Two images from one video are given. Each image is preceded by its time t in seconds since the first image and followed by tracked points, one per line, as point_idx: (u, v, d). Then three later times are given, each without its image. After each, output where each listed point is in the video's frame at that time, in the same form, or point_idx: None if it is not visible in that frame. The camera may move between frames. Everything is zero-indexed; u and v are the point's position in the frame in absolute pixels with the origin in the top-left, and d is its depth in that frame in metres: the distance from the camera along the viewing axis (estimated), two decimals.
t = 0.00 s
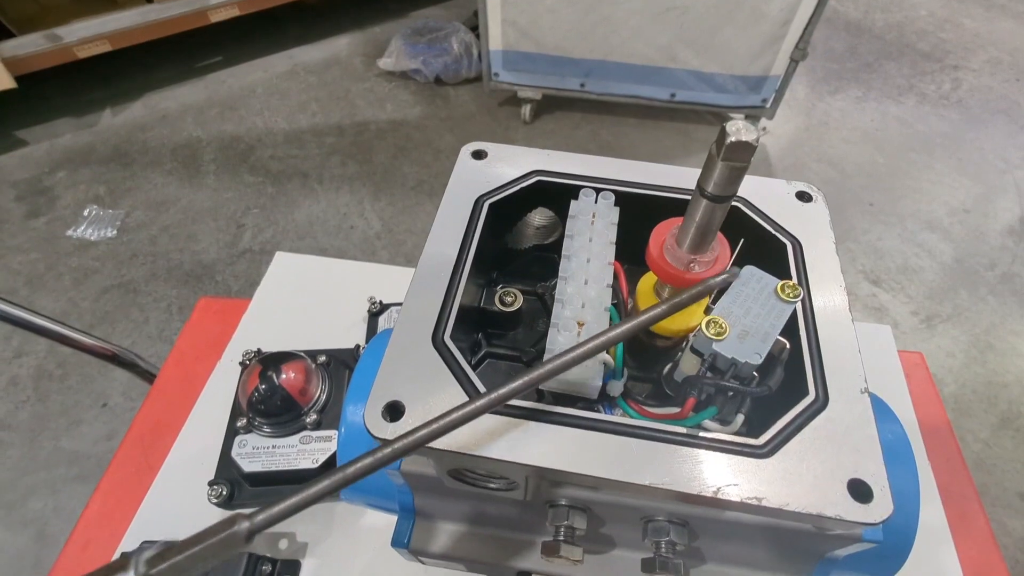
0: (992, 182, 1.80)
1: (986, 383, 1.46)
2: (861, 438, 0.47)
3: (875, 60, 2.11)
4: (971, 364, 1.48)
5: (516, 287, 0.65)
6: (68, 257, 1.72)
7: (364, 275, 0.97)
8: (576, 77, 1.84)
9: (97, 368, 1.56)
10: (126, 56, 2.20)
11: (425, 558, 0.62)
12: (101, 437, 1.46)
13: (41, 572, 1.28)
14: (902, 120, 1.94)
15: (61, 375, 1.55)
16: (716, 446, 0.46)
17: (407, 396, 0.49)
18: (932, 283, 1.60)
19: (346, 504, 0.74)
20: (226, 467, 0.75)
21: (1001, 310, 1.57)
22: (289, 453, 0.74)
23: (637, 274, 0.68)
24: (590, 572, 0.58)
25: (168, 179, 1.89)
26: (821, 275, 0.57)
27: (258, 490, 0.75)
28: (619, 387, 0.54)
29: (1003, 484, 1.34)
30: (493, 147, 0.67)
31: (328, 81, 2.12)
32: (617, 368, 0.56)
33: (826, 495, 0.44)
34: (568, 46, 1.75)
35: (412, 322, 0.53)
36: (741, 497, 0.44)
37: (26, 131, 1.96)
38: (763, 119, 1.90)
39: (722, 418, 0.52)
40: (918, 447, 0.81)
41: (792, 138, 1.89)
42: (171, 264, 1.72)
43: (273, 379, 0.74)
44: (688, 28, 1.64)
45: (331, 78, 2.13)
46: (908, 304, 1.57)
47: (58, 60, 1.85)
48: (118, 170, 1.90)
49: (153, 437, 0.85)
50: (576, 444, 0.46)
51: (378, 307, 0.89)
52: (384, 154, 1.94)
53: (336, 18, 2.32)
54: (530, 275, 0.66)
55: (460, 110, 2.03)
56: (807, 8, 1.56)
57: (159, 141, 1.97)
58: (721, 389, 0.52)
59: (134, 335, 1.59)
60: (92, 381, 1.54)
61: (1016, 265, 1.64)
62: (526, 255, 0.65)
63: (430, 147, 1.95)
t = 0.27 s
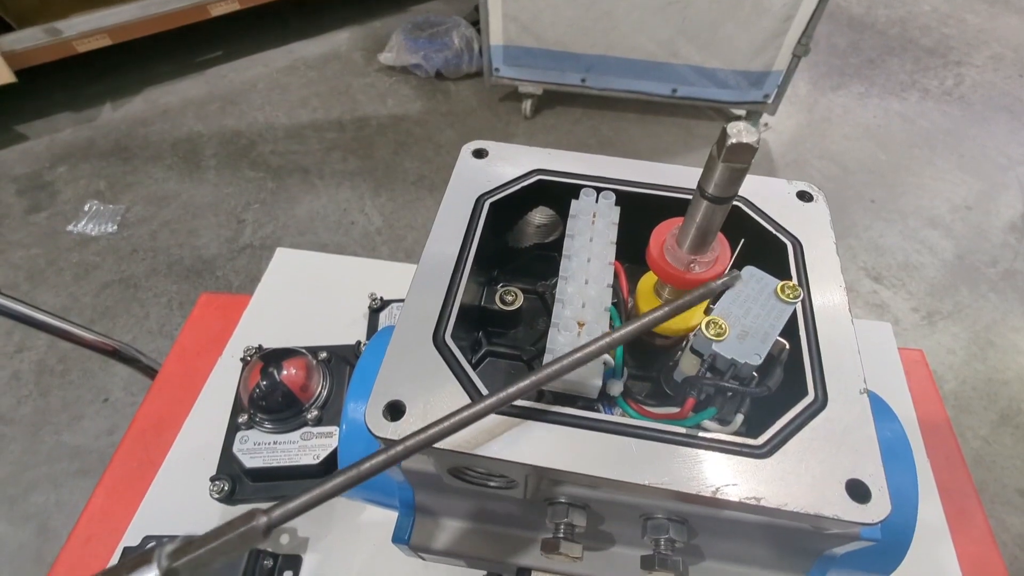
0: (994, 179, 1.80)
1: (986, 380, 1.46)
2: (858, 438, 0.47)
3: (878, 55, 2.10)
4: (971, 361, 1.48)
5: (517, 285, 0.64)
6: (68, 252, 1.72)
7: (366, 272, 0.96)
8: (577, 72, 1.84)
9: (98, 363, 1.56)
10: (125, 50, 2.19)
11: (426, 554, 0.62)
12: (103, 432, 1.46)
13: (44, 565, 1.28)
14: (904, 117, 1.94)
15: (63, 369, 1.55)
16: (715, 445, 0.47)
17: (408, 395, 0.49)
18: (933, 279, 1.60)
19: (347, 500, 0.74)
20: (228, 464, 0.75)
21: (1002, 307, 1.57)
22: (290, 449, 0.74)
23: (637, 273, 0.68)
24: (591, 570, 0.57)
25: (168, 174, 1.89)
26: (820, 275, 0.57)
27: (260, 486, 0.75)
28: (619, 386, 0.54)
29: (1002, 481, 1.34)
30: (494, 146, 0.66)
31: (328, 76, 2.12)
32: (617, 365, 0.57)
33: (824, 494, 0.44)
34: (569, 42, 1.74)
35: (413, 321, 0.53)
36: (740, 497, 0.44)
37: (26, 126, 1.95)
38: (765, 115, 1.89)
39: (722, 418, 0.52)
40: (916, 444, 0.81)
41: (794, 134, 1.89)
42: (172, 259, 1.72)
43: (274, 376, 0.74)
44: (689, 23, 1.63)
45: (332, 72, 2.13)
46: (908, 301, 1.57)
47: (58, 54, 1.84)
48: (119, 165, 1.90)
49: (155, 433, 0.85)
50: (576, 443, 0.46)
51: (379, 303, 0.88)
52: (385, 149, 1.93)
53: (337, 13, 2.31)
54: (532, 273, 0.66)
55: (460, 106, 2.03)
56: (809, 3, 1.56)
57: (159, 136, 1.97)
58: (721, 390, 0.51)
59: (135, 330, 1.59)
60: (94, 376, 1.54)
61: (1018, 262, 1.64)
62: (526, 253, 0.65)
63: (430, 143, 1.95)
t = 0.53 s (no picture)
0: (996, 176, 1.79)
1: (985, 377, 1.46)
2: (859, 433, 0.47)
3: (880, 51, 2.09)
4: (971, 358, 1.49)
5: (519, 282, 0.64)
6: (69, 248, 1.72)
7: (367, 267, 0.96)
8: (577, 67, 1.83)
9: (100, 358, 1.56)
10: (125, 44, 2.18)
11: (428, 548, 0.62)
12: (105, 427, 1.46)
13: (47, 560, 1.29)
14: (906, 113, 1.93)
15: (64, 365, 1.55)
16: (717, 440, 0.46)
17: (412, 390, 0.49)
18: (933, 276, 1.60)
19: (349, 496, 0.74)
20: (230, 458, 0.75)
21: (1002, 304, 1.57)
22: (293, 444, 0.74)
23: (639, 269, 0.66)
24: (592, 562, 0.57)
25: (169, 169, 1.88)
26: (821, 271, 0.56)
27: (262, 481, 0.75)
28: (622, 382, 0.53)
29: (1001, 477, 1.35)
30: (496, 143, 0.66)
31: (328, 71, 2.11)
32: (618, 362, 0.56)
33: (824, 489, 0.44)
34: (570, 37, 1.74)
35: (417, 318, 0.53)
36: (741, 492, 0.44)
37: (25, 121, 1.95)
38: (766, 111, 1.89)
39: (724, 414, 0.52)
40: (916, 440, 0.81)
41: (795, 131, 1.89)
42: (172, 255, 1.72)
43: (276, 371, 0.75)
44: (691, 19, 1.63)
45: (332, 68, 2.12)
46: (908, 297, 1.57)
47: (57, 48, 1.84)
48: (119, 161, 1.90)
49: (157, 428, 0.85)
50: (578, 437, 0.46)
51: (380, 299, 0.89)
52: (385, 145, 1.93)
53: (337, 8, 2.30)
54: (535, 269, 0.65)
55: (461, 101, 2.02)
56: None
57: (159, 131, 1.96)
58: (723, 384, 0.51)
59: (136, 325, 1.60)
60: (95, 371, 1.55)
61: (1018, 259, 1.64)
62: (528, 248, 0.64)
63: (431, 138, 1.95)
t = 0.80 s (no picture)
0: (997, 173, 1.79)
1: (985, 374, 1.46)
2: (864, 434, 0.47)
3: (882, 48, 2.09)
4: (972, 355, 1.49)
5: (522, 281, 0.63)
6: (69, 245, 1.71)
7: (368, 264, 0.96)
8: (578, 63, 1.83)
9: (100, 355, 1.57)
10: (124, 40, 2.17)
11: (431, 546, 0.61)
12: (106, 424, 1.47)
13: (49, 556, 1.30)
14: (907, 110, 1.93)
15: (65, 362, 1.55)
16: (723, 441, 0.46)
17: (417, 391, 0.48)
18: (934, 274, 1.60)
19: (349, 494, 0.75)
20: (231, 455, 0.75)
21: (1003, 302, 1.57)
22: (295, 441, 0.74)
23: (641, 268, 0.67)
24: (593, 560, 0.56)
25: (169, 166, 1.88)
26: (826, 271, 0.56)
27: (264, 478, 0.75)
28: (626, 382, 0.52)
29: (1000, 474, 1.35)
30: (500, 141, 0.65)
31: (328, 68, 2.10)
32: (623, 361, 0.54)
33: (829, 489, 0.44)
34: (571, 33, 1.73)
35: (421, 318, 0.52)
36: (746, 493, 0.44)
37: (25, 117, 1.94)
38: (767, 107, 1.89)
39: (727, 415, 0.52)
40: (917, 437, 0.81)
41: (796, 128, 1.88)
42: (173, 252, 1.72)
43: (278, 368, 0.74)
44: (692, 15, 1.62)
45: (332, 64, 2.11)
46: (909, 295, 1.57)
47: (56, 44, 1.83)
48: (119, 157, 1.89)
49: (159, 425, 0.85)
50: (582, 438, 0.46)
51: (381, 296, 0.89)
52: (385, 142, 1.93)
53: (336, 3, 2.29)
54: (537, 268, 0.65)
55: (461, 98, 2.02)
56: None
57: (159, 128, 1.96)
58: (727, 385, 0.51)
59: (137, 322, 1.60)
60: (96, 368, 1.55)
61: (1019, 257, 1.64)
62: (532, 247, 0.64)
63: (431, 135, 1.94)
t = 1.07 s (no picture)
0: (999, 171, 1.79)
1: (986, 372, 1.46)
2: (874, 439, 0.46)
3: (883, 45, 2.08)
4: (972, 354, 1.49)
5: (527, 282, 0.63)
6: (69, 243, 1.71)
7: (369, 262, 0.96)
8: (579, 61, 1.82)
9: (101, 353, 1.56)
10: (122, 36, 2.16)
11: (435, 548, 0.61)
12: (107, 422, 1.47)
13: (51, 553, 1.30)
14: (909, 107, 1.92)
15: (65, 360, 1.55)
16: (733, 446, 0.46)
17: (424, 395, 0.48)
18: (936, 272, 1.60)
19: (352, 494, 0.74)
20: (234, 456, 0.74)
21: (1004, 300, 1.57)
22: (296, 442, 0.72)
23: (650, 270, 0.66)
24: (600, 562, 0.55)
25: (168, 163, 1.88)
26: (834, 274, 0.56)
27: (267, 478, 0.74)
28: (633, 386, 0.52)
29: (1001, 472, 1.35)
30: (504, 141, 0.64)
31: (328, 65, 2.10)
32: (629, 366, 0.54)
33: (839, 495, 0.43)
34: (572, 30, 1.72)
35: (427, 323, 0.52)
36: (755, 499, 0.43)
37: (24, 114, 1.94)
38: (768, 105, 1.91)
39: (737, 420, 0.51)
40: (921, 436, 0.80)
41: (797, 125, 1.88)
42: (173, 250, 1.72)
43: (279, 368, 0.72)
44: (694, 12, 1.61)
45: (332, 61, 2.11)
46: (910, 293, 1.57)
47: (55, 42, 1.82)
48: (118, 155, 1.89)
49: (161, 425, 0.85)
50: (590, 443, 0.46)
51: (383, 294, 0.89)
52: (386, 139, 1.92)
53: None
54: (541, 270, 0.64)
55: (461, 95, 2.02)
56: None
57: (158, 125, 1.95)
58: (738, 390, 0.51)
59: (138, 320, 1.60)
60: (97, 366, 1.55)
61: (1020, 254, 1.64)
62: (535, 250, 0.63)
63: (431, 132, 1.94)
